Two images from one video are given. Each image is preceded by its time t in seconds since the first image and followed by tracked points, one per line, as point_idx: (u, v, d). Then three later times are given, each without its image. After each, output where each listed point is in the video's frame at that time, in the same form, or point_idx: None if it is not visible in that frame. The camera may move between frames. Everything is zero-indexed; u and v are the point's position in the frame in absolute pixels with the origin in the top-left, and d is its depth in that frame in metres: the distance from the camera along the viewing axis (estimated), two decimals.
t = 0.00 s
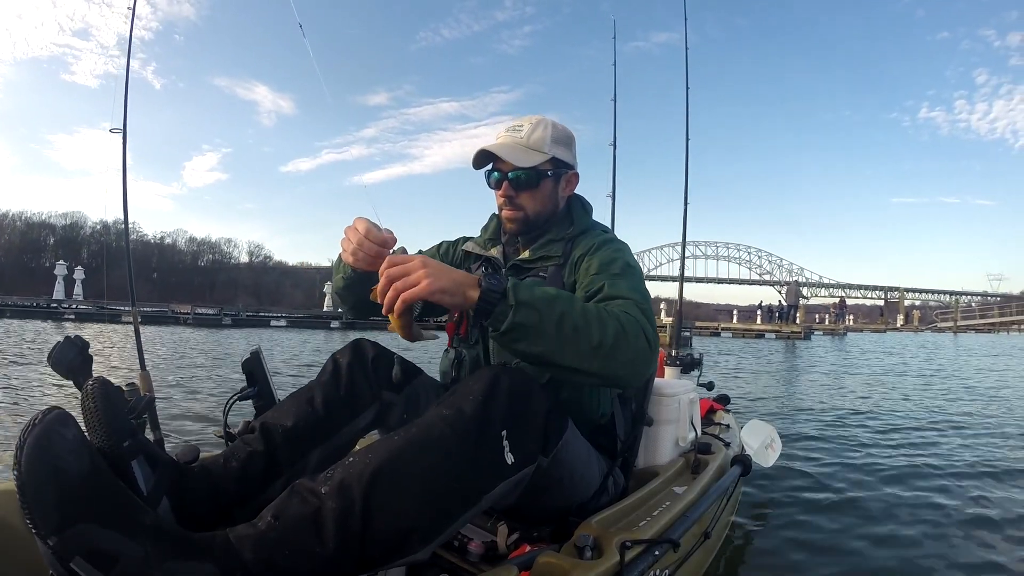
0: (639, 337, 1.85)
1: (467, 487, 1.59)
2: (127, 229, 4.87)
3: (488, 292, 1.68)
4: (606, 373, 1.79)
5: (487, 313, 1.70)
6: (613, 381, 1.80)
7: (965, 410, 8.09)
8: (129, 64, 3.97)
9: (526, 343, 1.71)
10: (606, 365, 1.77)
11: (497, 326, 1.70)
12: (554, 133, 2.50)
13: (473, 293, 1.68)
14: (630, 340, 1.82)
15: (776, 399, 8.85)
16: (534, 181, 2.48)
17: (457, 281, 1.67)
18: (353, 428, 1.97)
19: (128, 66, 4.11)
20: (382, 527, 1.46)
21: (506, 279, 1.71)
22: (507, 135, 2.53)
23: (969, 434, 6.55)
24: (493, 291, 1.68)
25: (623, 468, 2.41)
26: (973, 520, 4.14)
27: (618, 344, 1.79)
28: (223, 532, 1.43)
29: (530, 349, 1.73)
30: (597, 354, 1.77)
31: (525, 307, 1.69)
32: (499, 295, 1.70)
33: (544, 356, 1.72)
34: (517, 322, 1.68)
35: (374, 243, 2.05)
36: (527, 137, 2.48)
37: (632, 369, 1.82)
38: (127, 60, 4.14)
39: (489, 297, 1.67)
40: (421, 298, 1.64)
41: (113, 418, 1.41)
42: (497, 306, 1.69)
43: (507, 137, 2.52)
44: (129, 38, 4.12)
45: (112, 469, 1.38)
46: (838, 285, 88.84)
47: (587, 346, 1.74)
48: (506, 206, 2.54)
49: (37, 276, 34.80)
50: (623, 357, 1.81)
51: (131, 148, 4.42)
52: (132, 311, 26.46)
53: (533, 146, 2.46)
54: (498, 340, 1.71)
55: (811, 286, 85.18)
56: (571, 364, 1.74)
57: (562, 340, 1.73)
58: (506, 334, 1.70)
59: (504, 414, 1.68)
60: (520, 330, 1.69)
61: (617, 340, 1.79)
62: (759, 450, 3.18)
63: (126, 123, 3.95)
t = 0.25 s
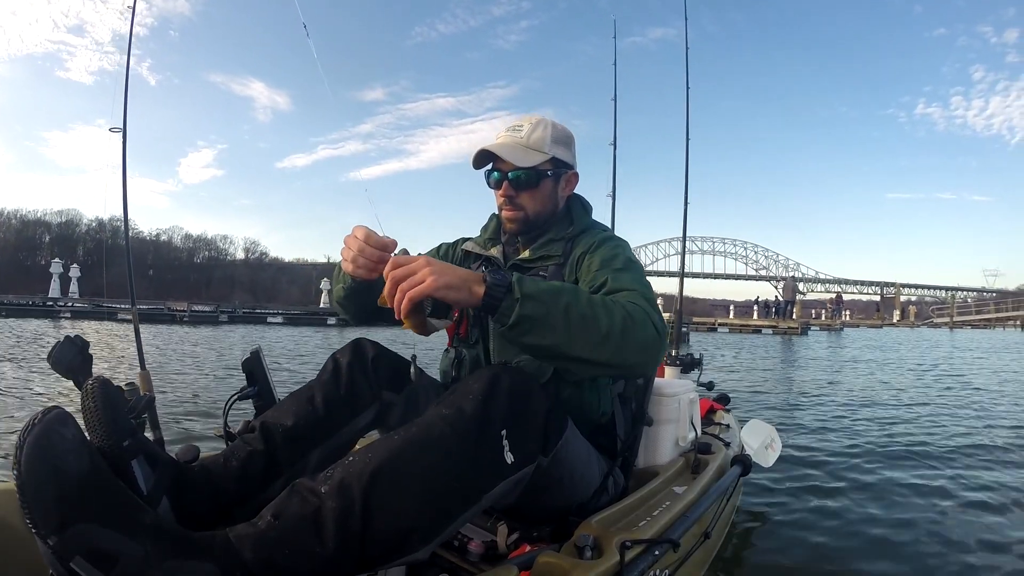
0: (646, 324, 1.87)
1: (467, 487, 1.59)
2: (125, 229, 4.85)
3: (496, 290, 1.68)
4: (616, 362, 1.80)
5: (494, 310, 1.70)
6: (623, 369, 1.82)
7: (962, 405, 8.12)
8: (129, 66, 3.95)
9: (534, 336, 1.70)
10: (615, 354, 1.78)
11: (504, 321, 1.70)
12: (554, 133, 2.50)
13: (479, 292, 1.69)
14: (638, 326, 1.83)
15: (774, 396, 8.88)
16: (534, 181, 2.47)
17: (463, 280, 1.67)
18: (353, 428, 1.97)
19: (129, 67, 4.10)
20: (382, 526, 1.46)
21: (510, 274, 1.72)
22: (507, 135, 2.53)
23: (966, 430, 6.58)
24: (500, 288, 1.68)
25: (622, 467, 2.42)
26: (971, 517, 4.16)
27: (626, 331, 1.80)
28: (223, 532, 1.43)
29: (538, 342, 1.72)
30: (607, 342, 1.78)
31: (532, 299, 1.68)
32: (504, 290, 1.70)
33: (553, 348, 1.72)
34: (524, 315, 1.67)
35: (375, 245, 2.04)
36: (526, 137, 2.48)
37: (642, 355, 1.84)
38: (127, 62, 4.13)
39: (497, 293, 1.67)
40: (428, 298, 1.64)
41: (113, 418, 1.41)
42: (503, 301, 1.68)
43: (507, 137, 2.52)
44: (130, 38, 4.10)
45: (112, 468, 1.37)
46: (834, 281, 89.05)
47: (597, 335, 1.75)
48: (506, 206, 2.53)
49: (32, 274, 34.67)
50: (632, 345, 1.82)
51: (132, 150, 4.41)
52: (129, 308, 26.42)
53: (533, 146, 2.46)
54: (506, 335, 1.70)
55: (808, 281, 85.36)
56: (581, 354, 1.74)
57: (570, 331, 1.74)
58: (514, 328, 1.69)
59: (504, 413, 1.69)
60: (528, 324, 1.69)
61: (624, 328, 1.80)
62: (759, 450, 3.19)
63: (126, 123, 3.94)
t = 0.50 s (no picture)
0: (656, 291, 1.91)
1: (467, 486, 1.59)
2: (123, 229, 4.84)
3: (503, 265, 1.75)
4: (632, 329, 1.83)
5: (501, 288, 1.76)
6: (640, 335, 1.85)
7: (959, 404, 8.15)
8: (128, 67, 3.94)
9: (547, 308, 1.75)
10: (630, 320, 1.82)
11: (515, 295, 1.75)
12: (551, 132, 2.50)
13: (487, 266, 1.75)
14: (649, 292, 1.89)
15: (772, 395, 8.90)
16: (531, 179, 2.47)
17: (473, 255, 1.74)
18: (352, 429, 1.97)
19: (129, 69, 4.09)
20: (382, 525, 1.46)
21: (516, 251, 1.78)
22: (505, 135, 2.52)
23: (964, 429, 6.60)
24: (505, 263, 1.75)
25: (622, 467, 2.42)
26: (969, 514, 4.17)
27: (638, 297, 1.86)
28: (223, 532, 1.43)
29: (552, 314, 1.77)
30: (621, 309, 1.83)
31: (542, 269, 1.74)
32: (512, 267, 1.76)
33: (567, 317, 1.76)
34: (535, 284, 1.73)
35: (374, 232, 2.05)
36: (523, 137, 2.47)
37: (657, 321, 1.88)
38: (127, 63, 4.12)
39: (503, 268, 1.74)
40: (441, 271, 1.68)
41: (113, 418, 1.40)
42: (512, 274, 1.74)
43: (504, 136, 2.52)
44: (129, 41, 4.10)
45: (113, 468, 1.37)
46: (830, 280, 89.30)
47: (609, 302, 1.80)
48: (505, 205, 2.54)
49: (26, 276, 34.51)
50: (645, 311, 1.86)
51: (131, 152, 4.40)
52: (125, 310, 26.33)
53: (530, 144, 2.46)
54: (520, 309, 1.75)
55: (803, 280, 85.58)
56: (595, 321, 1.78)
57: (582, 300, 1.78)
58: (526, 300, 1.74)
59: (504, 413, 1.69)
60: (540, 294, 1.74)
61: (635, 293, 1.85)
62: (758, 450, 3.20)
63: (126, 125, 3.94)
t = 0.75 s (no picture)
0: (657, 259, 2.01)
1: (467, 485, 1.59)
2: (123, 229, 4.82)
3: (504, 232, 1.91)
4: (634, 292, 1.92)
5: (502, 257, 1.91)
6: (644, 297, 1.93)
7: (957, 405, 8.16)
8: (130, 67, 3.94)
9: (551, 271, 1.86)
10: (632, 282, 1.91)
11: (520, 261, 1.86)
12: (549, 131, 2.52)
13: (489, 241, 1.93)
14: (649, 259, 1.98)
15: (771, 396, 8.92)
16: (528, 174, 2.48)
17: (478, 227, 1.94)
18: (352, 429, 1.97)
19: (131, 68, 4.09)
20: (382, 524, 1.46)
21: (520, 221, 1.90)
22: (503, 132, 2.55)
23: (962, 430, 6.61)
24: (506, 231, 1.91)
25: (622, 467, 2.42)
26: (968, 515, 4.17)
27: (639, 262, 1.95)
28: (223, 532, 1.42)
29: (556, 278, 1.86)
30: (623, 272, 1.92)
31: (544, 234, 1.86)
32: (515, 236, 1.89)
33: (571, 279, 1.86)
34: (538, 248, 1.84)
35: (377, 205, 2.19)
36: (521, 134, 2.50)
37: (660, 284, 1.96)
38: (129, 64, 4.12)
39: (504, 233, 1.90)
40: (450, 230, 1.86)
41: (113, 418, 1.40)
42: (515, 240, 1.87)
43: (502, 134, 2.54)
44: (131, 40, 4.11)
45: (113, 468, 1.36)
46: (827, 281, 89.46)
47: (610, 266, 1.90)
48: (501, 200, 2.55)
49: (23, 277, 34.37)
50: (646, 275, 1.95)
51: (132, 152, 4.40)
52: (121, 312, 26.25)
53: (527, 141, 2.48)
54: (525, 272, 1.86)
55: (801, 282, 85.72)
56: (599, 284, 1.87)
57: (585, 264, 1.88)
58: (531, 264, 1.85)
59: (504, 412, 1.69)
60: (543, 258, 1.85)
61: (636, 258, 1.95)
62: (758, 450, 3.20)
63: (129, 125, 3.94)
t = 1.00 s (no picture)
0: (657, 254, 2.01)
1: (467, 485, 1.59)
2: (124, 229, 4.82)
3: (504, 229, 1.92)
4: (634, 287, 1.92)
5: (501, 253, 1.92)
6: (644, 292, 1.93)
7: (955, 406, 8.18)
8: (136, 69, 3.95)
9: (551, 267, 1.86)
10: (632, 277, 1.92)
11: (520, 256, 1.87)
12: (546, 130, 2.53)
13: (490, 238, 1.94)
14: (649, 255, 1.98)
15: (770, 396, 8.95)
16: (526, 172, 2.48)
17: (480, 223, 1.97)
18: (352, 431, 1.96)
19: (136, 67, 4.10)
20: (382, 523, 1.46)
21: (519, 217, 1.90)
22: (501, 131, 2.56)
23: (961, 431, 6.62)
24: (506, 226, 1.93)
25: (622, 467, 2.42)
26: (967, 516, 4.18)
27: (639, 257, 1.95)
28: (223, 531, 1.42)
29: (555, 273, 1.87)
30: (624, 268, 1.93)
31: (543, 230, 1.86)
32: (514, 232, 1.90)
33: (570, 274, 1.87)
34: (537, 243, 1.85)
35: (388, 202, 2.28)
36: (518, 133, 2.51)
37: (661, 280, 1.96)
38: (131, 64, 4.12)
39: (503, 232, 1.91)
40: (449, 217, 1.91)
41: (113, 418, 1.40)
42: (515, 236, 1.87)
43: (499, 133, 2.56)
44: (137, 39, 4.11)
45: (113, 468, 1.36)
46: (825, 282, 89.58)
47: (610, 261, 1.90)
48: (499, 198, 2.56)
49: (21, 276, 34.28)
50: (646, 270, 1.95)
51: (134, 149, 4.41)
52: (119, 311, 26.22)
53: (524, 139, 2.49)
54: (525, 268, 1.86)
55: (799, 283, 85.81)
56: (598, 279, 1.88)
57: (584, 259, 1.89)
58: (530, 259, 1.85)
59: (504, 412, 1.69)
60: (543, 253, 1.86)
61: (636, 253, 1.95)
62: (759, 450, 3.20)
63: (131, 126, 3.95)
